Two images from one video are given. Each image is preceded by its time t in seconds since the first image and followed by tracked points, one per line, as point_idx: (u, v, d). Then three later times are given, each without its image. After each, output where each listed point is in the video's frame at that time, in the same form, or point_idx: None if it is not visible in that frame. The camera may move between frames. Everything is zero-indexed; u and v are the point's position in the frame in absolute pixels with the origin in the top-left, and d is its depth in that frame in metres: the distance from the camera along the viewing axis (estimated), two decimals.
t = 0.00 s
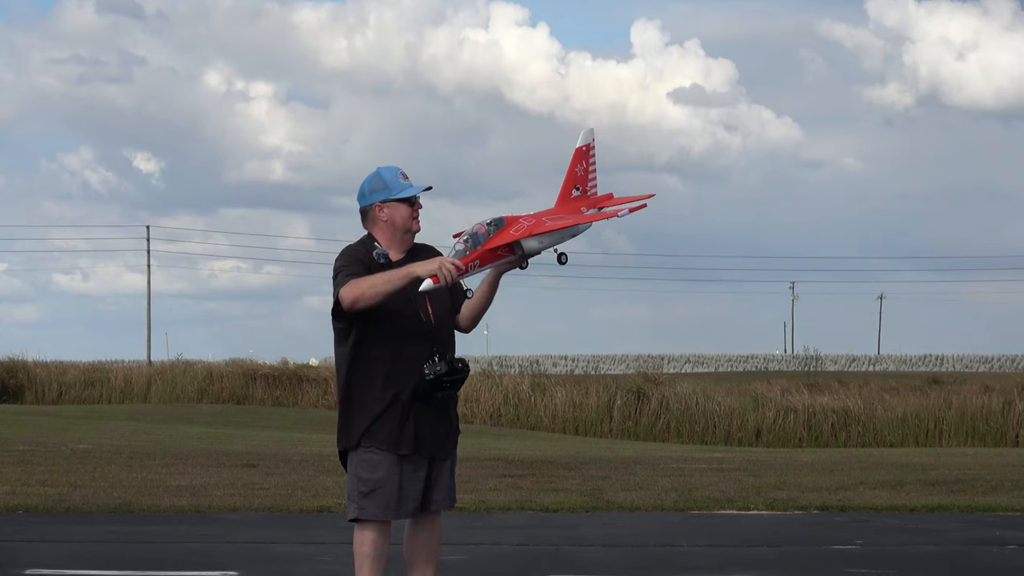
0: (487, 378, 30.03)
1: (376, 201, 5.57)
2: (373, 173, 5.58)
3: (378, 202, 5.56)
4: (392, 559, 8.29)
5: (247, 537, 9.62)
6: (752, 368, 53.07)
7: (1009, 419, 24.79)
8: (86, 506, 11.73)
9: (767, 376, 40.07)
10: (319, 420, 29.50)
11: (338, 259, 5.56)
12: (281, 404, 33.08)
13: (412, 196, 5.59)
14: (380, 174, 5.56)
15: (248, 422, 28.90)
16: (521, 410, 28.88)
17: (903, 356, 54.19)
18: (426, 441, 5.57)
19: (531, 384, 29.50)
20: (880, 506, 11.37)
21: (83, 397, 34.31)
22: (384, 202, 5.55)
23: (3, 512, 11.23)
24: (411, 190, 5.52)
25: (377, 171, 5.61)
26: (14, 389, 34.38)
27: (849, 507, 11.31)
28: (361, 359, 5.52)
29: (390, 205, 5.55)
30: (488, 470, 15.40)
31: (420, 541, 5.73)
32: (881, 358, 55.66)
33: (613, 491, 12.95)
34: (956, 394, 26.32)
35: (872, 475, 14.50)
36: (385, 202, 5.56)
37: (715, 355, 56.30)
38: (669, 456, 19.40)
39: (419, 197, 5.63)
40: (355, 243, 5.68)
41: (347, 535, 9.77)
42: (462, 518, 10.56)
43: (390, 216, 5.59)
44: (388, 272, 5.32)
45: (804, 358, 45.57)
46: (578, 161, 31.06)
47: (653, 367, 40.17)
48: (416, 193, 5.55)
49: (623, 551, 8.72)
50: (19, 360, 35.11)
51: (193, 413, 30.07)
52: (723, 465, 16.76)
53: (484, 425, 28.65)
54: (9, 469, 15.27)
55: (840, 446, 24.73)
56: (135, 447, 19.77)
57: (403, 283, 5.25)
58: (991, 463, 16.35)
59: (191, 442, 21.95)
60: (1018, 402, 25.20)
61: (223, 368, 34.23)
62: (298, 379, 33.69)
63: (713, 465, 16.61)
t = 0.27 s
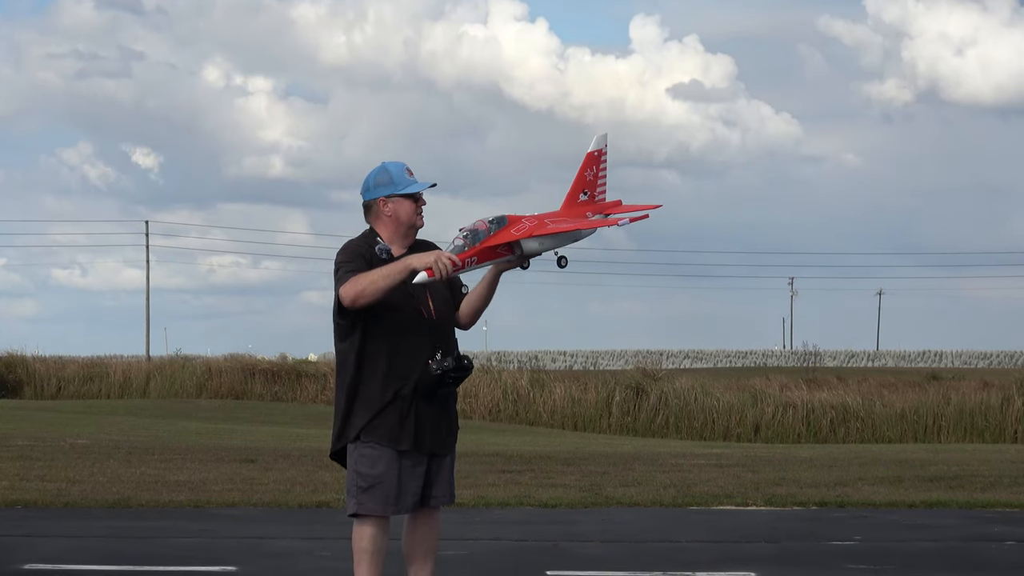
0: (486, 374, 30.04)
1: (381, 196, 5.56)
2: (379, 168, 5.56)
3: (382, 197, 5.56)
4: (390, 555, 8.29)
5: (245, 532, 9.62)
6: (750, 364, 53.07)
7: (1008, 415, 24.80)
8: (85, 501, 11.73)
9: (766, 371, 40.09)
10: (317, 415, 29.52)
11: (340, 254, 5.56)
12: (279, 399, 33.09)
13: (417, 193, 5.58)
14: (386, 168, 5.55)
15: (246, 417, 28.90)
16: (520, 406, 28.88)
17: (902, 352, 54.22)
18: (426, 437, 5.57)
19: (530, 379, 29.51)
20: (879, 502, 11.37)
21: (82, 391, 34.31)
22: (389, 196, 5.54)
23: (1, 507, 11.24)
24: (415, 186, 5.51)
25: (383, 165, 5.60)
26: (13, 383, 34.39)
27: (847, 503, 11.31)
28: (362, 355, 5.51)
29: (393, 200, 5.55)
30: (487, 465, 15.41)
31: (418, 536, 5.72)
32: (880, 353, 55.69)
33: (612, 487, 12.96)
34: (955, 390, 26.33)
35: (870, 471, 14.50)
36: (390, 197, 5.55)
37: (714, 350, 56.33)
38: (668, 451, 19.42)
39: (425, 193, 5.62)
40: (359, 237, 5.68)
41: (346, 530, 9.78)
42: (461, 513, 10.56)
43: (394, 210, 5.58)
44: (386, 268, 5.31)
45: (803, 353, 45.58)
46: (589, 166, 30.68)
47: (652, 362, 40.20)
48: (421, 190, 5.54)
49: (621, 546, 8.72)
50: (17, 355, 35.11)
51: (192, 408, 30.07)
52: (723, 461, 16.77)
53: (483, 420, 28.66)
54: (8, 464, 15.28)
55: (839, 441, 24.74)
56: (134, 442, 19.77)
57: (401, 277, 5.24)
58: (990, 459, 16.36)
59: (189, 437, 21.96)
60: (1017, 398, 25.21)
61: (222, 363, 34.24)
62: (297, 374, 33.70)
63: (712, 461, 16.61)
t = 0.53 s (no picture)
0: (485, 370, 30.04)
1: (384, 191, 5.56)
2: (383, 164, 5.56)
3: (385, 192, 5.56)
4: (388, 551, 8.29)
5: (245, 528, 9.61)
6: (749, 360, 53.07)
7: (1007, 412, 24.81)
8: (84, 497, 11.72)
9: (766, 367, 40.12)
10: (316, 411, 29.53)
11: (337, 251, 5.59)
12: (279, 395, 33.10)
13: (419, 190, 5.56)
14: (390, 164, 5.54)
15: (245, 413, 28.90)
16: (519, 402, 28.87)
17: (901, 349, 54.25)
18: (425, 434, 5.56)
19: (529, 375, 29.51)
20: (878, 498, 11.38)
21: (81, 387, 34.30)
22: (391, 192, 5.54)
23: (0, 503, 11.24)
24: (418, 183, 5.50)
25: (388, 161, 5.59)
26: (12, 379, 34.38)
27: (847, 499, 11.31)
28: (361, 351, 5.51)
29: (393, 197, 5.54)
30: (486, 461, 15.41)
31: (418, 532, 5.72)
32: (879, 350, 55.72)
33: (611, 483, 12.96)
34: (955, 387, 26.34)
35: (869, 468, 14.50)
36: (392, 193, 5.55)
37: (713, 346, 56.36)
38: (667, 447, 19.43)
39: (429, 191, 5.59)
40: (363, 233, 5.69)
41: (345, 526, 9.77)
42: (460, 510, 10.56)
43: (394, 207, 5.57)
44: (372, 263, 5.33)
45: (802, 349, 45.59)
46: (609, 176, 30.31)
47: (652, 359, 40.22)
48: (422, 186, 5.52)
49: (621, 542, 8.72)
50: (16, 351, 35.11)
51: (191, 404, 30.06)
52: (722, 456, 16.77)
53: (482, 417, 28.67)
54: (8, 460, 15.27)
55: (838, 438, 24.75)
56: (134, 438, 19.77)
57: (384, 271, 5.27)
58: (990, 456, 16.36)
59: (188, 433, 21.97)
60: (1016, 394, 25.22)
61: (221, 359, 34.24)
62: (296, 370, 33.70)
63: (711, 457, 16.62)
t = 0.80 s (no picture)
0: (485, 366, 30.05)
1: (382, 188, 5.56)
2: (383, 161, 5.56)
3: (382, 189, 5.56)
4: (388, 548, 8.29)
5: (244, 525, 9.62)
6: (749, 357, 53.09)
7: (1007, 408, 24.82)
8: (84, 493, 11.73)
9: (765, 364, 40.11)
10: (317, 408, 29.54)
11: (338, 246, 5.60)
12: (279, 392, 33.10)
13: (419, 188, 5.55)
14: (389, 163, 5.54)
15: (245, 410, 28.90)
16: (519, 398, 28.85)
17: (901, 346, 54.28)
18: (422, 430, 5.55)
19: (529, 371, 29.51)
20: (877, 495, 11.38)
21: (81, 384, 34.31)
22: (387, 189, 5.54)
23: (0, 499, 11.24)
24: (413, 180, 5.48)
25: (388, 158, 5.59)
26: (12, 376, 34.39)
27: (846, 496, 11.31)
28: (358, 347, 5.53)
29: (394, 195, 5.54)
30: (486, 458, 15.42)
31: (420, 528, 5.72)
32: (879, 346, 55.74)
33: (611, 480, 12.98)
34: (955, 383, 26.34)
35: (869, 464, 14.51)
36: (390, 189, 5.54)
37: (713, 343, 56.38)
38: (667, 444, 19.46)
39: (427, 188, 5.58)
40: (363, 230, 5.71)
41: (344, 523, 9.78)
42: (461, 506, 10.56)
43: (393, 204, 5.57)
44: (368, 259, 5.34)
45: (803, 346, 45.59)
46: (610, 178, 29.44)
47: (652, 355, 40.23)
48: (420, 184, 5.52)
49: (621, 539, 8.73)
50: (17, 347, 35.11)
51: (191, 401, 30.06)
52: (722, 453, 16.79)
53: (482, 414, 28.68)
54: (8, 456, 15.28)
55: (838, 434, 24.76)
56: (134, 435, 19.77)
57: (381, 268, 5.27)
58: (989, 452, 16.35)
59: (189, 429, 21.98)
60: (1016, 391, 25.22)
61: (221, 356, 34.23)
62: (297, 367, 33.70)
63: (711, 454, 16.64)
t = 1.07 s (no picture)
0: (485, 363, 30.05)
1: (381, 184, 5.55)
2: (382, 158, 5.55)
3: (381, 185, 5.55)
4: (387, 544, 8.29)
5: (243, 521, 9.62)
6: (749, 354, 53.10)
7: (1006, 407, 24.82)
8: (83, 489, 11.72)
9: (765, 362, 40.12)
10: (317, 404, 29.55)
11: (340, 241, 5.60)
12: (279, 387, 33.10)
13: (420, 186, 5.55)
14: (387, 160, 5.53)
15: (245, 406, 28.91)
16: (518, 396, 28.85)
17: (900, 344, 54.30)
18: (420, 427, 5.55)
19: (529, 368, 29.52)
20: (877, 493, 11.37)
21: (81, 379, 34.33)
22: (386, 186, 5.53)
23: None
24: (410, 177, 5.47)
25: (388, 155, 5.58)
26: (12, 371, 34.41)
27: (845, 494, 11.31)
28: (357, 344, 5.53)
29: (396, 192, 5.52)
30: (486, 455, 15.43)
31: (420, 524, 5.72)
32: (879, 344, 55.74)
33: (610, 477, 12.98)
34: (954, 382, 26.33)
35: (869, 462, 14.51)
36: (388, 186, 5.53)
37: (713, 341, 56.38)
38: (666, 442, 19.45)
39: (426, 184, 5.57)
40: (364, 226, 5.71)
41: (344, 519, 9.78)
42: (460, 503, 10.57)
43: (393, 202, 5.56)
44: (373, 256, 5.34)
45: (802, 344, 45.60)
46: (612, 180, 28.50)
47: (652, 353, 40.22)
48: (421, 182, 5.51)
49: (620, 536, 8.72)
50: (17, 343, 35.12)
51: (190, 397, 30.08)
52: (721, 451, 16.79)
53: (482, 411, 28.68)
54: (8, 452, 15.29)
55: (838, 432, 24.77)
56: (134, 431, 19.78)
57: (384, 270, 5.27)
58: (988, 451, 16.35)
59: (188, 425, 21.99)
60: (1015, 390, 25.21)
61: (221, 351, 34.23)
62: (296, 363, 33.70)
63: (711, 451, 16.64)
